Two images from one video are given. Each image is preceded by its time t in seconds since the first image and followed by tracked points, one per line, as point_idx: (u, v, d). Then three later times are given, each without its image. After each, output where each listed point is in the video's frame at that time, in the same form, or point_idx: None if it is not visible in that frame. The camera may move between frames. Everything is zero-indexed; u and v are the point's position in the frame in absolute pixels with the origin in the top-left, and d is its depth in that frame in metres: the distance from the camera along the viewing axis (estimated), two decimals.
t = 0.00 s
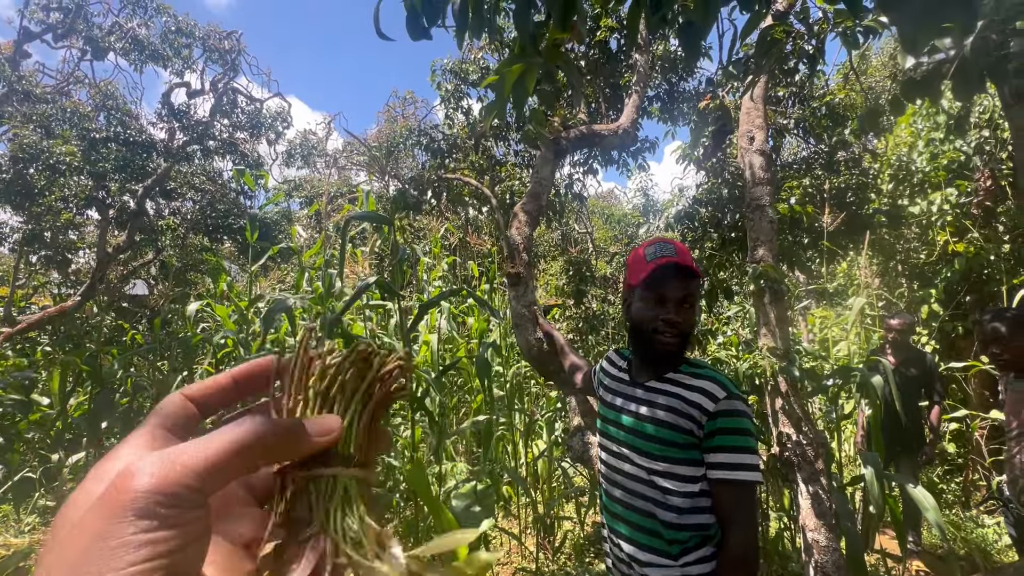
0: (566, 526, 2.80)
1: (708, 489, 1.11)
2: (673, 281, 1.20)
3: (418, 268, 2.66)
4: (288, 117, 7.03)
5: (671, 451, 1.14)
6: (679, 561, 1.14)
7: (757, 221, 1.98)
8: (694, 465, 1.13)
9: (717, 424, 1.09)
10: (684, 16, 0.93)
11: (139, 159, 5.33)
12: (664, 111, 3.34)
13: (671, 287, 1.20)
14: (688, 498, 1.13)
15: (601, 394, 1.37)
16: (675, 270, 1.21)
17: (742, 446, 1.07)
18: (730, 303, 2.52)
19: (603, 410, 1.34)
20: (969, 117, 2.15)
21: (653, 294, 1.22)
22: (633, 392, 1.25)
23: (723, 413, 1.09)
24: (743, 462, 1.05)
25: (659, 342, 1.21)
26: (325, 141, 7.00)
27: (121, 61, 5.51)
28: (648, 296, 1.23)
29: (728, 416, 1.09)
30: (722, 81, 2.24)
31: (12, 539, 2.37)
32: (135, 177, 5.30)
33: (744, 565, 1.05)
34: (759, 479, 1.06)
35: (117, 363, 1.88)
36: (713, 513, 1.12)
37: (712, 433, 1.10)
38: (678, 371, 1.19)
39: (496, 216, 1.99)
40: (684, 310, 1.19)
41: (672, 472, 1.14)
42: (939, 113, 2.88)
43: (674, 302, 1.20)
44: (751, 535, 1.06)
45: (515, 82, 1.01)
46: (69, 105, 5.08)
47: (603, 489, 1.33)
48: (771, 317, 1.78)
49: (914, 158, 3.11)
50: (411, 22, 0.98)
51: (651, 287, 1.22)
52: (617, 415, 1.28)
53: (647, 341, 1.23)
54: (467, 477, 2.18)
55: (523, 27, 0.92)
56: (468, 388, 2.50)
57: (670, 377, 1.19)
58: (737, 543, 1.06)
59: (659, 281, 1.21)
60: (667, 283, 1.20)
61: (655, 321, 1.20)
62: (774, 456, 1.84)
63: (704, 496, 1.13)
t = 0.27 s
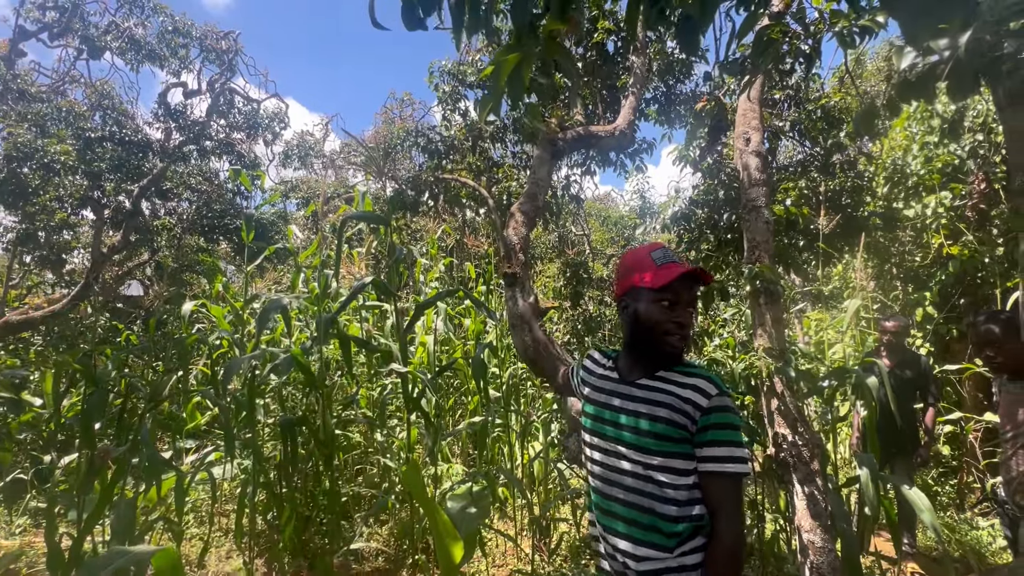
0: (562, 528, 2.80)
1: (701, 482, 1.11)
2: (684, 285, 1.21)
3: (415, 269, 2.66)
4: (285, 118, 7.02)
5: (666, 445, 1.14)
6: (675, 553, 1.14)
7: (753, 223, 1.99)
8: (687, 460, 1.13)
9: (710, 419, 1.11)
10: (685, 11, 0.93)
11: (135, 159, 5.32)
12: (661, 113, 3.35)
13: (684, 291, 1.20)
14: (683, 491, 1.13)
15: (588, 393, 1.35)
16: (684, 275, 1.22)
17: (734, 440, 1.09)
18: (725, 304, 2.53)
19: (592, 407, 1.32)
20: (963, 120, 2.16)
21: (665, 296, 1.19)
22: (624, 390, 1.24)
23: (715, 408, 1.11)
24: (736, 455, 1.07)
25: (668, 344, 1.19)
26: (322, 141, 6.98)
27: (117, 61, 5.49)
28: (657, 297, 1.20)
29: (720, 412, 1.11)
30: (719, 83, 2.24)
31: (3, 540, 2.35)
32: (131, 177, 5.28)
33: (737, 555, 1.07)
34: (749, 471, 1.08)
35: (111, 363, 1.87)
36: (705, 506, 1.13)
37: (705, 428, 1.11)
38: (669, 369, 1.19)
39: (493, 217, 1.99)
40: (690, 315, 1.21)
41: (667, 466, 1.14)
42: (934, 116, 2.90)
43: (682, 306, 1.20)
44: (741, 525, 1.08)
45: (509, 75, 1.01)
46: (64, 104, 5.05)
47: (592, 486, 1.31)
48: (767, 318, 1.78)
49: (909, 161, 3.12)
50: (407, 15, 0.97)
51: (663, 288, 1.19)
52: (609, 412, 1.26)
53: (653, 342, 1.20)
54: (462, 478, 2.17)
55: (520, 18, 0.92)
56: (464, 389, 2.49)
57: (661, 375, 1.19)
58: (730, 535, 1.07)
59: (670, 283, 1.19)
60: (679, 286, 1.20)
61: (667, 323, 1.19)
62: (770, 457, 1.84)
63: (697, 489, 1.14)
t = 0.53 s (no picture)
0: (558, 532, 2.78)
1: (691, 479, 1.11)
2: (671, 290, 1.22)
3: (412, 271, 2.64)
4: (282, 119, 7.00)
5: (654, 443, 1.13)
6: (667, 549, 1.13)
7: (751, 225, 1.98)
8: (677, 457, 1.12)
9: (698, 416, 1.10)
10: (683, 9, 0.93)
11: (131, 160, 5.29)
12: (658, 116, 3.35)
13: (672, 296, 1.20)
14: (673, 488, 1.12)
15: (575, 393, 1.34)
16: (672, 280, 1.22)
17: (721, 436, 1.08)
18: (723, 307, 2.52)
19: (580, 408, 1.31)
20: (959, 123, 2.17)
21: (653, 300, 1.20)
22: (612, 391, 1.23)
23: (703, 405, 1.11)
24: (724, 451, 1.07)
25: (654, 347, 1.19)
26: (319, 143, 6.97)
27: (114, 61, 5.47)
28: (646, 300, 1.20)
29: (708, 409, 1.10)
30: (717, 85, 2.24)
31: None
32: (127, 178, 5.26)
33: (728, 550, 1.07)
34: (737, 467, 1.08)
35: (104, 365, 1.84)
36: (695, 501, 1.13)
37: (693, 425, 1.10)
38: (658, 369, 1.18)
39: (490, 218, 1.98)
40: (677, 319, 1.22)
41: (657, 463, 1.13)
42: (931, 120, 2.90)
43: (669, 310, 1.21)
44: (731, 520, 1.08)
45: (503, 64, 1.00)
46: (60, 104, 5.02)
47: (582, 486, 1.29)
48: (765, 320, 1.77)
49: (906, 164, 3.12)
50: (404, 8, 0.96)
51: (651, 292, 1.20)
52: (597, 412, 1.25)
53: (639, 344, 1.21)
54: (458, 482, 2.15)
55: (519, 11, 0.92)
56: (461, 392, 2.48)
57: (649, 375, 1.18)
58: (720, 528, 1.08)
59: (658, 287, 1.20)
60: (666, 291, 1.21)
61: (654, 326, 1.19)
62: (768, 460, 1.83)
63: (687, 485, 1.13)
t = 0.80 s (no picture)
0: (557, 537, 2.76)
1: (688, 486, 1.10)
2: (653, 290, 1.19)
3: (410, 273, 2.63)
4: (281, 121, 6.98)
5: (652, 449, 1.13)
6: (664, 557, 1.11)
7: (751, 228, 1.97)
8: (675, 464, 1.12)
9: (695, 422, 1.09)
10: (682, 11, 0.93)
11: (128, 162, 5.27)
12: (657, 120, 3.35)
13: (651, 297, 1.19)
14: (671, 494, 1.11)
15: (574, 399, 1.33)
16: (652, 279, 1.20)
17: (719, 442, 1.07)
18: (722, 311, 2.51)
19: (578, 414, 1.31)
20: (958, 128, 2.17)
21: (633, 303, 1.19)
22: (609, 397, 1.22)
23: (700, 412, 1.10)
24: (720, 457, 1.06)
25: (639, 349, 1.20)
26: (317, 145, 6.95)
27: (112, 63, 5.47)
28: (628, 303, 1.20)
29: (705, 415, 1.10)
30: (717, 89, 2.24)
31: None
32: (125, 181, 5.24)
33: (726, 559, 1.05)
34: (735, 473, 1.06)
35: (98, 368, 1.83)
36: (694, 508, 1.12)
37: (690, 431, 1.10)
38: (655, 375, 1.18)
39: (489, 222, 1.96)
40: (663, 319, 1.20)
41: (654, 470, 1.12)
42: (929, 124, 2.91)
43: (653, 312, 1.19)
44: (729, 528, 1.07)
45: (503, 65, 0.98)
46: (57, 106, 5.00)
47: (581, 493, 1.28)
48: (765, 324, 1.76)
49: (904, 169, 3.12)
50: (401, 8, 0.96)
51: (630, 294, 1.20)
52: (595, 418, 1.24)
53: (627, 348, 1.22)
54: (455, 487, 2.13)
55: (518, 8, 0.90)
56: (458, 395, 2.47)
57: (646, 381, 1.18)
58: (718, 535, 1.06)
59: (636, 289, 1.19)
60: (647, 291, 1.19)
61: (636, 329, 1.19)
62: (768, 466, 1.82)
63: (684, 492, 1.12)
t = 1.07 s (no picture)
0: (557, 542, 2.75)
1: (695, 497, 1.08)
2: (644, 291, 1.20)
3: (411, 277, 2.63)
4: (282, 125, 7.00)
5: (658, 458, 1.12)
6: (669, 568, 1.10)
7: (752, 233, 1.97)
8: (682, 474, 1.10)
9: (704, 432, 1.07)
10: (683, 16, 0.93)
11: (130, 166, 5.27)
12: (657, 124, 3.35)
13: (641, 297, 1.19)
14: (676, 504, 1.10)
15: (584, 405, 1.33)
16: (644, 281, 1.21)
17: (728, 454, 1.05)
18: (723, 315, 2.51)
19: (587, 420, 1.31)
20: (959, 133, 2.16)
21: (625, 304, 1.22)
22: (616, 403, 1.22)
23: (709, 421, 1.08)
24: (729, 469, 1.03)
25: (630, 351, 1.20)
26: (318, 149, 6.96)
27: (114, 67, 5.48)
28: (622, 305, 1.23)
29: (714, 425, 1.07)
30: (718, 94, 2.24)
31: None
32: (126, 184, 5.25)
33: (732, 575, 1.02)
34: (744, 486, 1.04)
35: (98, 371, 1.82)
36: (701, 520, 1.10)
37: (699, 441, 1.07)
38: (662, 382, 1.18)
39: (489, 226, 1.96)
40: (655, 320, 1.18)
41: (660, 479, 1.11)
42: (930, 129, 2.91)
43: (643, 314, 1.19)
44: (737, 542, 1.04)
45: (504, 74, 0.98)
46: (59, 110, 5.02)
47: (587, 500, 1.28)
48: (767, 329, 1.76)
49: (904, 173, 3.12)
50: (400, 17, 0.96)
51: (622, 296, 1.22)
52: (603, 424, 1.24)
53: (621, 351, 1.23)
54: (455, 492, 2.12)
55: (518, 19, 0.90)
56: (458, 399, 2.46)
57: (655, 387, 1.18)
58: (724, 550, 1.03)
59: (628, 291, 1.22)
60: (638, 293, 1.20)
61: (626, 330, 1.20)
62: (770, 471, 1.81)
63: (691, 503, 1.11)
